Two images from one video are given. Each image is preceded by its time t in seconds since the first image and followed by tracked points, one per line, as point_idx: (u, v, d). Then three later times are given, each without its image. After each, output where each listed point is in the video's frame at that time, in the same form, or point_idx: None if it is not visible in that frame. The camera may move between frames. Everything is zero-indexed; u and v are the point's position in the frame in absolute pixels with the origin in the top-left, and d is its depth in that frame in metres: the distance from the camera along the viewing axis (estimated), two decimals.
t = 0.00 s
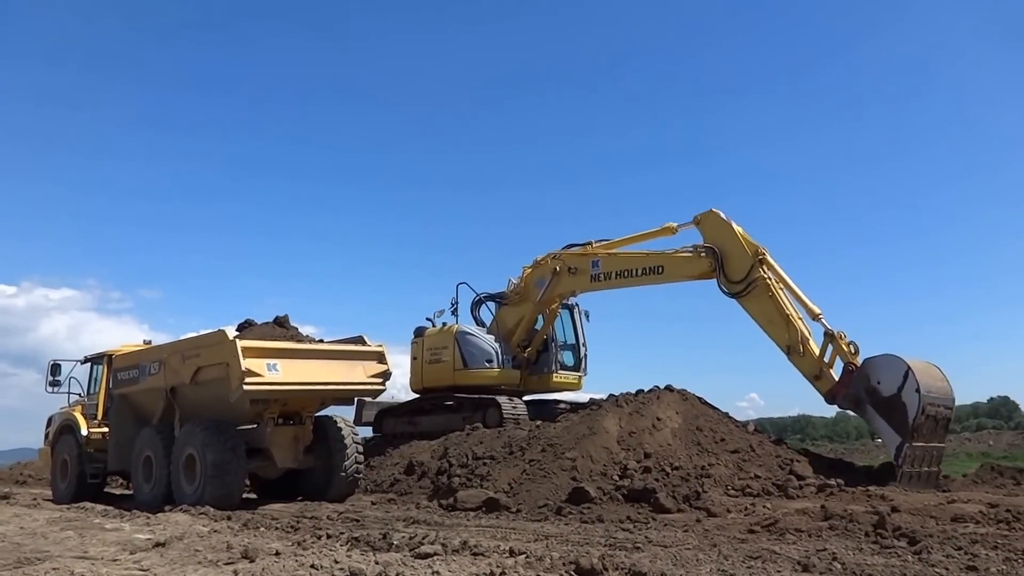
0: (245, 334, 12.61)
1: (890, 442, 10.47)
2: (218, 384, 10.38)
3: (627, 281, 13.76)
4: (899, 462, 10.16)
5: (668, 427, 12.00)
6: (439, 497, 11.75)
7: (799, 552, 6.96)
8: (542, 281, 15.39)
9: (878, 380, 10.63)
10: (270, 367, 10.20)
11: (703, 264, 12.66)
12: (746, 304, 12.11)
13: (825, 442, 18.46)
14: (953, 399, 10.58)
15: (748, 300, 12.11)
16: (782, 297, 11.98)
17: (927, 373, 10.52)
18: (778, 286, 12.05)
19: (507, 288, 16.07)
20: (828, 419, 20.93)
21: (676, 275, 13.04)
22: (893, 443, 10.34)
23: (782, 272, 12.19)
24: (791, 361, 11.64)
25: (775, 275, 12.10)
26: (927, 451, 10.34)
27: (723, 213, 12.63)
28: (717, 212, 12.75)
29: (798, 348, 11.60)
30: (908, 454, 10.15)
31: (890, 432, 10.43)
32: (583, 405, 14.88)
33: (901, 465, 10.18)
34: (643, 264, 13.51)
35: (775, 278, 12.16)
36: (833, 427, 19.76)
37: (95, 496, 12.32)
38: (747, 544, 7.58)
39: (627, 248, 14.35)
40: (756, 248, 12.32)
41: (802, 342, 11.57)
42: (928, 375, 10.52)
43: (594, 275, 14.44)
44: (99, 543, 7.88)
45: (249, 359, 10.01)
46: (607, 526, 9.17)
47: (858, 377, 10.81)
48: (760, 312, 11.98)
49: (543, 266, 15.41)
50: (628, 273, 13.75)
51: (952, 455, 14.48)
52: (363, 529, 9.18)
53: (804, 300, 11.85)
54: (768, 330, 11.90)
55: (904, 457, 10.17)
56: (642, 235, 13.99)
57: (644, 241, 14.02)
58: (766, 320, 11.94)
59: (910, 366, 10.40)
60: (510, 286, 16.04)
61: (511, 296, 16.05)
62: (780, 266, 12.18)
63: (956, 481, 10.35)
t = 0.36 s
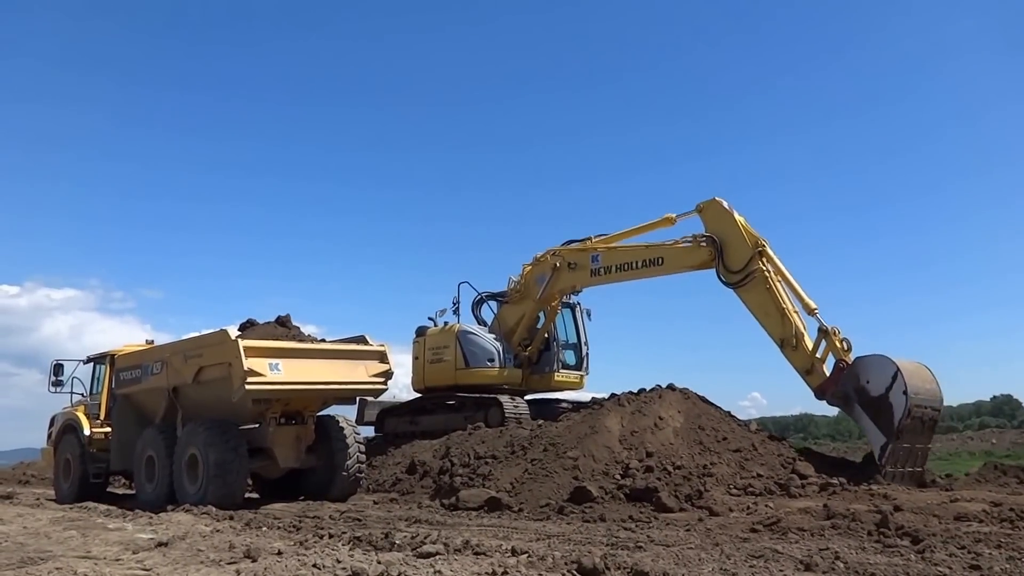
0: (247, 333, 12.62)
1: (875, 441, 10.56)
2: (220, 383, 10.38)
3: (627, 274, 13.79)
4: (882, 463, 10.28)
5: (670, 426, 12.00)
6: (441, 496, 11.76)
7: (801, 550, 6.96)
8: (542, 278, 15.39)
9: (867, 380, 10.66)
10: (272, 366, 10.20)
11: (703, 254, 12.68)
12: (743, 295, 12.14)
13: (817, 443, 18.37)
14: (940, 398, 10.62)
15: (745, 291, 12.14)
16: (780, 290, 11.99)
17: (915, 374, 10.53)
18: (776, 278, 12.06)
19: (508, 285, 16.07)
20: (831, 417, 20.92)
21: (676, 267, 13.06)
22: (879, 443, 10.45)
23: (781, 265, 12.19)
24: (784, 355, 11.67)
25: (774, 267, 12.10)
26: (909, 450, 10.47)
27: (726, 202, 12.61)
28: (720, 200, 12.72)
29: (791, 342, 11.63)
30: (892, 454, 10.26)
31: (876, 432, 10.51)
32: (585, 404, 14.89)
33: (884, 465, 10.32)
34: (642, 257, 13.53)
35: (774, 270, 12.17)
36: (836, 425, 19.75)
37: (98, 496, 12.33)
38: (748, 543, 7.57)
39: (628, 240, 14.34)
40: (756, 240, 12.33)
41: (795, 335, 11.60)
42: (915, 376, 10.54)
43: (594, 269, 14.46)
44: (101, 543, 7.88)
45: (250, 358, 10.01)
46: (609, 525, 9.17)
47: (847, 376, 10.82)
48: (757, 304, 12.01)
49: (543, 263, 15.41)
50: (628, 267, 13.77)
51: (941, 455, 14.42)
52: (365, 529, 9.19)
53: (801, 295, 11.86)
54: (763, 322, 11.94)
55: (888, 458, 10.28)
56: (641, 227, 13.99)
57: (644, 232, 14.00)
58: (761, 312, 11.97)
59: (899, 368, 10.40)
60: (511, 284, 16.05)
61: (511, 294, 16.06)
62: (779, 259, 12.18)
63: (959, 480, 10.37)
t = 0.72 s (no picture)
0: (249, 333, 12.63)
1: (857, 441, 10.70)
2: (223, 383, 10.38)
3: (626, 268, 13.82)
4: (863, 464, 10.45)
5: (672, 425, 12.00)
6: (443, 495, 11.77)
7: (803, 550, 6.97)
8: (542, 276, 15.40)
9: (852, 381, 10.74)
10: (274, 367, 10.20)
11: (701, 244, 12.70)
12: (738, 287, 12.21)
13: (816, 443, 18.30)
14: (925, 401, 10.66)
15: (740, 284, 12.21)
16: (775, 284, 12.02)
17: (899, 377, 10.56)
18: (773, 272, 12.07)
19: (509, 284, 16.07)
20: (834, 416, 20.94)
21: (675, 259, 13.08)
22: (860, 444, 10.60)
23: (779, 259, 12.18)
24: (774, 349, 11.77)
25: (771, 261, 12.11)
26: (892, 451, 10.59)
27: (729, 192, 12.59)
28: (722, 190, 12.71)
29: (781, 336, 11.72)
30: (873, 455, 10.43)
31: (858, 433, 10.63)
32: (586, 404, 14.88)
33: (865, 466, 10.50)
34: (641, 249, 13.54)
35: (771, 264, 12.16)
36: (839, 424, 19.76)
37: (100, 496, 12.35)
38: (751, 542, 7.57)
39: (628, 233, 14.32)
40: (756, 232, 12.35)
41: (786, 330, 11.68)
42: (900, 379, 10.58)
43: (593, 264, 14.48)
44: (104, 542, 7.89)
45: (252, 358, 10.01)
46: (611, 525, 9.18)
47: (833, 376, 10.91)
48: (751, 297, 12.09)
49: (543, 261, 15.42)
50: (628, 260, 13.78)
51: (940, 454, 14.31)
52: (367, 528, 9.20)
53: (795, 290, 11.88)
54: (756, 314, 12.02)
55: (869, 459, 10.45)
56: (639, 220, 14.00)
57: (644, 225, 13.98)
58: (755, 305, 12.05)
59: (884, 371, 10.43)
60: (511, 282, 16.06)
61: (511, 292, 16.06)
62: (777, 252, 12.17)
63: (961, 479, 10.38)
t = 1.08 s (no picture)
0: (251, 333, 12.64)
1: (835, 440, 10.99)
2: (225, 382, 10.38)
3: (624, 261, 13.93)
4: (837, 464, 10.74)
5: (674, 425, 11.99)
6: (445, 495, 11.77)
7: (806, 549, 6.97)
8: (542, 273, 15.46)
9: (835, 382, 10.96)
10: (276, 366, 10.19)
11: (699, 233, 12.86)
12: (732, 278, 12.36)
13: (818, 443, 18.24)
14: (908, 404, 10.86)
15: (735, 274, 12.36)
16: (768, 278, 12.14)
17: (882, 380, 10.75)
18: (767, 266, 12.18)
19: (509, 282, 16.07)
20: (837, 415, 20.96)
21: (674, 250, 13.22)
22: (837, 443, 10.89)
23: (775, 253, 12.28)
24: (762, 342, 11.93)
25: (767, 255, 12.21)
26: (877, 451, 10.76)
27: (731, 179, 12.67)
28: (725, 177, 12.79)
29: (770, 330, 11.86)
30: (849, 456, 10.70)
31: (837, 433, 10.91)
32: (586, 404, 14.87)
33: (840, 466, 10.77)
34: (640, 241, 13.64)
35: (767, 258, 12.27)
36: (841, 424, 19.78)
37: (103, 496, 12.36)
38: (754, 542, 7.57)
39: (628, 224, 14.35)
40: (755, 223, 12.47)
41: (774, 325, 11.83)
42: (883, 382, 10.77)
43: (593, 258, 14.56)
44: (106, 542, 7.89)
45: (254, 358, 10.01)
46: (613, 524, 9.17)
47: (815, 376, 11.16)
48: (744, 289, 12.23)
49: (542, 257, 15.49)
50: (627, 253, 13.88)
51: (942, 454, 14.21)
52: (369, 528, 9.19)
53: (789, 286, 11.95)
54: (747, 306, 12.18)
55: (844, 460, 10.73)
56: (637, 213, 14.01)
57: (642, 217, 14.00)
58: (747, 298, 12.20)
59: (866, 376, 10.62)
60: (511, 280, 16.05)
61: (511, 290, 16.05)
62: (773, 246, 12.28)
63: (964, 478, 10.39)
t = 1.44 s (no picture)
0: (252, 333, 12.65)
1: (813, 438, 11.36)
2: (226, 382, 10.38)
3: (623, 255, 14.12)
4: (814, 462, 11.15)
5: (676, 424, 11.99)
6: (447, 494, 11.77)
7: (809, 548, 6.96)
8: (542, 270, 15.52)
9: (820, 385, 11.21)
10: (277, 366, 10.19)
11: (697, 224, 13.04)
12: (727, 270, 12.62)
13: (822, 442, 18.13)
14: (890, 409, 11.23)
15: (730, 267, 12.60)
16: (763, 272, 12.36)
17: (867, 387, 11.04)
18: (762, 260, 12.41)
19: (509, 282, 16.07)
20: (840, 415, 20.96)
21: (673, 243, 13.40)
22: (814, 441, 11.28)
23: (771, 247, 12.50)
24: (752, 335, 12.21)
25: (762, 249, 12.42)
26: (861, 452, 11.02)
27: (731, 170, 12.77)
28: (726, 168, 12.88)
29: (760, 325, 12.14)
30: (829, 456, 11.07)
31: (816, 433, 11.25)
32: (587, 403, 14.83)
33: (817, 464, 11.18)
34: (640, 234, 13.78)
35: (763, 251, 12.49)
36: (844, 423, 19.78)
37: (105, 496, 12.37)
38: (756, 541, 7.56)
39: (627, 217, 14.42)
40: (753, 217, 12.66)
41: (765, 320, 12.09)
42: (868, 388, 11.06)
43: (593, 253, 14.69)
44: (109, 541, 7.90)
45: (255, 357, 10.00)
46: (615, 524, 9.17)
47: (800, 377, 11.39)
48: (737, 283, 12.48)
49: (542, 255, 15.57)
50: (626, 247, 14.04)
51: (944, 454, 14.09)
52: (371, 527, 9.19)
53: (782, 281, 12.09)
54: (740, 300, 12.44)
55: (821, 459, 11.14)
56: (636, 206, 14.00)
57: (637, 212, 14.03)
58: (740, 291, 12.45)
59: (852, 384, 10.86)
60: (511, 278, 16.05)
61: (511, 289, 16.06)
62: (769, 240, 12.48)
63: (967, 477, 10.38)
